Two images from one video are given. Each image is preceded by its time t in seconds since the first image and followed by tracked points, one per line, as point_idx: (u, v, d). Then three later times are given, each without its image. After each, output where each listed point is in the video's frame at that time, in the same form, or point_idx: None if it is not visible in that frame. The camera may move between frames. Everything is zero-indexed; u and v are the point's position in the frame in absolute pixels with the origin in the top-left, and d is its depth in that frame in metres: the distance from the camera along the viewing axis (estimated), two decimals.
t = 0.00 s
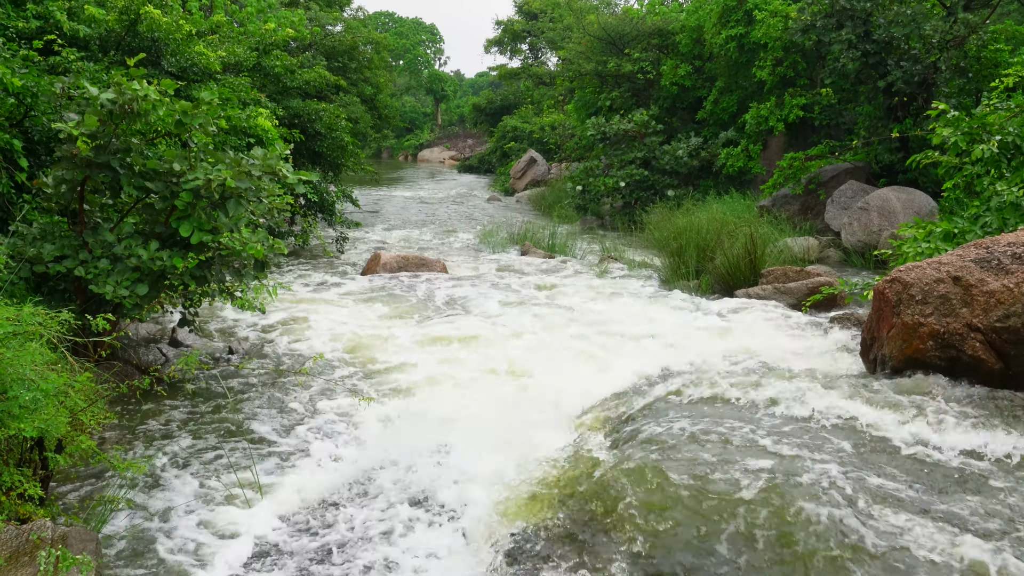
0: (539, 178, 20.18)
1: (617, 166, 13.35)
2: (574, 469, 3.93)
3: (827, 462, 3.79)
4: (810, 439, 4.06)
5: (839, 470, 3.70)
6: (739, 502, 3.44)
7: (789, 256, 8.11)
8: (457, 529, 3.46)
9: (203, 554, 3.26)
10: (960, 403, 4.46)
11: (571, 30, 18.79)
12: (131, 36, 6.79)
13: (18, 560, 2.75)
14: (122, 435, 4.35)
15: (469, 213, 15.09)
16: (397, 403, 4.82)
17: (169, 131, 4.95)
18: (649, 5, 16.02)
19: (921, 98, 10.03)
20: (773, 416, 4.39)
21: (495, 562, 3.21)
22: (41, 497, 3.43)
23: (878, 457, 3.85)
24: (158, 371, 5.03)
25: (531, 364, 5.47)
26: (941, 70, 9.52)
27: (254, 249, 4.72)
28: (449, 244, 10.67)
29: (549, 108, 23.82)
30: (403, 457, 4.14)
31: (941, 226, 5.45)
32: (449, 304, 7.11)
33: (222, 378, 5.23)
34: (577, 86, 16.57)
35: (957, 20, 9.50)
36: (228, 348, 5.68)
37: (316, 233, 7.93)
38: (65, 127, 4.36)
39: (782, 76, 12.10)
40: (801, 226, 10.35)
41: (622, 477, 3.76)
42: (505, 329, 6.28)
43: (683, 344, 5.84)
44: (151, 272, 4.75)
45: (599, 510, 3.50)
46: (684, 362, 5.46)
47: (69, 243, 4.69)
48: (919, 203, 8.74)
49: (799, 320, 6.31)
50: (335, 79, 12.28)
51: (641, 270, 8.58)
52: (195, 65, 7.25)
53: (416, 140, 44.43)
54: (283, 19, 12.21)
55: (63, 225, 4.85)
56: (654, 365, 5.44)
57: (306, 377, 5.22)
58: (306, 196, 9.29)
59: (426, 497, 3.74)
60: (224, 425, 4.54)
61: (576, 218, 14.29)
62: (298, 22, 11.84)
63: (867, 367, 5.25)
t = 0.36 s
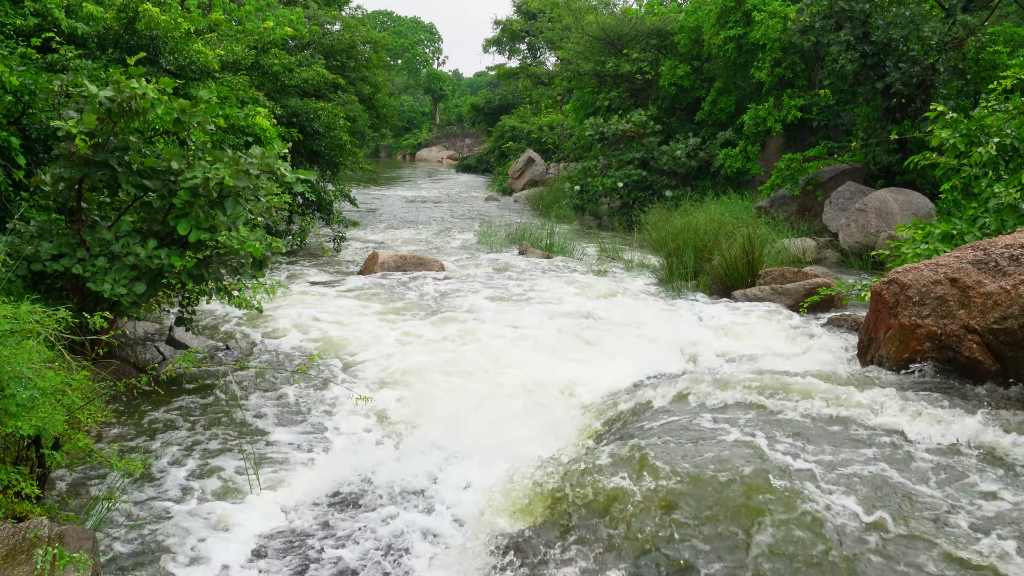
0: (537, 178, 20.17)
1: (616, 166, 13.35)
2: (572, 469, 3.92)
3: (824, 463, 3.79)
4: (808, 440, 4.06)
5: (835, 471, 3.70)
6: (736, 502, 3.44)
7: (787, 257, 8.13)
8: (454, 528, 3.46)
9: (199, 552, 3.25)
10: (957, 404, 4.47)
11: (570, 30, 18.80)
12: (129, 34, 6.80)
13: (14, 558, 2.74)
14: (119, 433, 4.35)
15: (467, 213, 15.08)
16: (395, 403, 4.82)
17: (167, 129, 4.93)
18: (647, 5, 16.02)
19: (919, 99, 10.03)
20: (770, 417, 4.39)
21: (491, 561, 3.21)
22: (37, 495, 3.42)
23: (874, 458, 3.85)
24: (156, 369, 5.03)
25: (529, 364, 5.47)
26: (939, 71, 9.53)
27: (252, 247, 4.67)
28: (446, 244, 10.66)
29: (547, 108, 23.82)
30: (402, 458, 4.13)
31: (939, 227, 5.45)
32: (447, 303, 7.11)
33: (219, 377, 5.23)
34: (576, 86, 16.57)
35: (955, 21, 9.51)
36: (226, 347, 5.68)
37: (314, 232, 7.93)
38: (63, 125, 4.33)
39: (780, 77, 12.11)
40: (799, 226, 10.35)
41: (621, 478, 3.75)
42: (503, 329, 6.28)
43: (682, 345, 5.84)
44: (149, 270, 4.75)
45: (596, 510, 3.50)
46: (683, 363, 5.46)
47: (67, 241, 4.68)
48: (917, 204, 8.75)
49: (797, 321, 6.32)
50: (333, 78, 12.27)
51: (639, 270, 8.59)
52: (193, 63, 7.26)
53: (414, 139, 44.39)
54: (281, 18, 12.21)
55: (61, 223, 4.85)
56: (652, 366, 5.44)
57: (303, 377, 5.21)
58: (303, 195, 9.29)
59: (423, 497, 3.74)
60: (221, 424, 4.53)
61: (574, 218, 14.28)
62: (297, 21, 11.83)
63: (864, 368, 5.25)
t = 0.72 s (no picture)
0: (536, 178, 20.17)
1: (615, 166, 13.36)
2: (573, 470, 3.92)
3: (824, 463, 3.79)
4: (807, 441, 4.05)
5: (834, 471, 3.70)
6: (736, 503, 3.44)
7: (786, 257, 8.14)
8: (454, 529, 3.46)
9: (200, 553, 3.26)
10: (956, 404, 4.47)
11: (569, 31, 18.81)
12: (129, 34, 6.80)
13: (13, 558, 2.75)
14: (118, 433, 4.35)
15: (467, 213, 15.09)
16: (395, 404, 4.81)
17: (167, 129, 4.93)
18: (647, 6, 16.02)
19: (918, 100, 10.04)
20: (770, 416, 4.39)
21: (493, 562, 3.21)
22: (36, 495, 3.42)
23: (872, 458, 3.85)
24: (156, 370, 5.04)
25: (530, 365, 5.46)
26: (937, 72, 9.54)
27: (252, 248, 4.68)
28: (445, 244, 10.67)
29: (546, 109, 23.82)
30: (403, 459, 4.12)
31: (939, 227, 5.45)
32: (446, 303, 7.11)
33: (218, 377, 5.23)
34: (575, 87, 16.58)
35: (954, 22, 9.53)
36: (225, 347, 5.68)
37: (313, 232, 7.93)
38: (63, 126, 4.32)
39: (779, 78, 12.10)
40: (798, 227, 10.36)
41: (621, 479, 3.75)
42: (503, 329, 6.27)
43: (682, 346, 5.83)
44: (149, 271, 4.76)
45: (595, 510, 3.50)
46: (683, 364, 5.45)
47: (67, 242, 4.68)
48: (916, 205, 8.75)
49: (797, 321, 6.32)
50: (332, 78, 12.29)
51: (638, 270, 8.59)
52: (192, 63, 7.27)
53: (413, 139, 44.38)
54: (280, 19, 12.22)
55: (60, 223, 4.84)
56: (652, 366, 5.43)
57: (302, 377, 5.22)
58: (302, 196, 9.29)
59: (425, 498, 3.73)
60: (220, 424, 4.53)
61: (574, 219, 14.29)
62: (297, 21, 11.84)
63: (864, 368, 5.25)
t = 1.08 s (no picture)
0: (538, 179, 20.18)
1: (617, 166, 13.36)
2: (574, 469, 3.92)
3: (827, 462, 3.79)
4: (810, 441, 4.05)
5: (836, 471, 3.70)
6: (739, 502, 3.44)
7: (787, 258, 8.15)
8: (456, 529, 3.46)
9: (202, 553, 3.26)
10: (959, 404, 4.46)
11: (571, 32, 18.82)
12: (131, 34, 6.81)
13: (16, 558, 2.76)
14: (121, 433, 4.35)
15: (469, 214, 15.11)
16: (397, 404, 4.81)
17: (169, 129, 4.93)
18: (648, 6, 16.03)
19: (919, 101, 10.03)
20: (772, 416, 4.40)
21: (496, 561, 3.21)
22: (39, 495, 3.42)
23: (874, 457, 3.85)
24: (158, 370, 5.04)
25: (532, 366, 5.46)
26: (939, 73, 9.53)
27: (254, 247, 4.77)
28: (447, 244, 10.67)
29: (548, 109, 23.83)
30: (405, 457, 4.14)
31: (940, 228, 5.46)
32: (448, 303, 7.13)
33: (221, 377, 5.24)
34: (577, 87, 16.58)
35: (956, 23, 9.52)
36: (228, 347, 5.69)
37: (315, 233, 7.94)
38: (65, 126, 4.32)
39: (781, 78, 12.09)
40: (799, 227, 10.36)
41: (625, 479, 3.75)
42: (505, 330, 6.28)
43: (684, 346, 5.83)
44: (151, 270, 4.76)
45: (598, 508, 3.52)
46: (684, 364, 5.46)
47: (69, 242, 4.69)
48: (918, 205, 8.76)
49: (798, 321, 6.33)
50: (334, 79, 12.30)
51: (640, 271, 8.60)
52: (195, 64, 7.27)
53: (415, 139, 44.39)
54: (283, 19, 12.24)
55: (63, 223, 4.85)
56: (654, 366, 5.44)
57: (305, 376, 5.22)
58: (305, 196, 9.31)
59: (427, 498, 3.73)
60: (222, 424, 4.53)
61: (575, 219, 14.30)
62: (299, 22, 11.86)
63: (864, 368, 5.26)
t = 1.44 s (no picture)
0: (540, 180, 20.18)
1: (619, 167, 13.36)
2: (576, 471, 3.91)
3: (830, 466, 3.78)
4: (812, 443, 4.04)
5: (839, 474, 3.69)
6: (742, 505, 3.43)
7: (789, 260, 8.15)
8: (457, 530, 3.45)
9: (203, 554, 3.25)
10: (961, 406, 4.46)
11: (573, 33, 18.83)
12: (133, 35, 6.81)
13: (17, 558, 2.75)
14: (122, 434, 4.34)
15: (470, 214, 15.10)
16: (398, 405, 4.81)
17: (172, 130, 4.93)
18: (651, 7, 16.02)
19: (921, 102, 10.04)
20: (775, 418, 4.39)
21: (497, 563, 3.21)
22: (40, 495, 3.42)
23: (878, 460, 3.84)
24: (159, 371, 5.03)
25: (533, 367, 5.46)
26: (942, 74, 9.54)
27: (257, 249, 4.75)
28: (448, 245, 10.67)
29: (550, 110, 23.83)
30: (407, 458, 4.13)
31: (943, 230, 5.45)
32: (450, 304, 7.12)
33: (223, 378, 5.23)
34: (579, 88, 16.58)
35: (959, 24, 9.53)
36: (230, 347, 5.69)
37: (317, 233, 7.94)
38: (67, 127, 4.32)
39: (783, 79, 12.08)
40: (801, 229, 10.36)
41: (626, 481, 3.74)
42: (507, 331, 6.27)
43: (686, 348, 5.82)
44: (153, 271, 4.75)
45: (599, 510, 3.51)
46: (687, 365, 5.45)
47: (71, 242, 4.67)
48: (920, 207, 8.77)
49: (800, 323, 6.33)
50: (336, 80, 12.30)
51: (641, 272, 8.60)
52: (197, 64, 7.26)
53: (416, 139, 44.38)
54: (285, 19, 12.23)
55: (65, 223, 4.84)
56: (656, 368, 5.43)
57: (307, 378, 5.22)
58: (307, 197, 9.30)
59: (428, 499, 3.73)
60: (223, 425, 4.52)
61: (577, 220, 14.30)
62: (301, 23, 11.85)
63: (866, 370, 5.25)
